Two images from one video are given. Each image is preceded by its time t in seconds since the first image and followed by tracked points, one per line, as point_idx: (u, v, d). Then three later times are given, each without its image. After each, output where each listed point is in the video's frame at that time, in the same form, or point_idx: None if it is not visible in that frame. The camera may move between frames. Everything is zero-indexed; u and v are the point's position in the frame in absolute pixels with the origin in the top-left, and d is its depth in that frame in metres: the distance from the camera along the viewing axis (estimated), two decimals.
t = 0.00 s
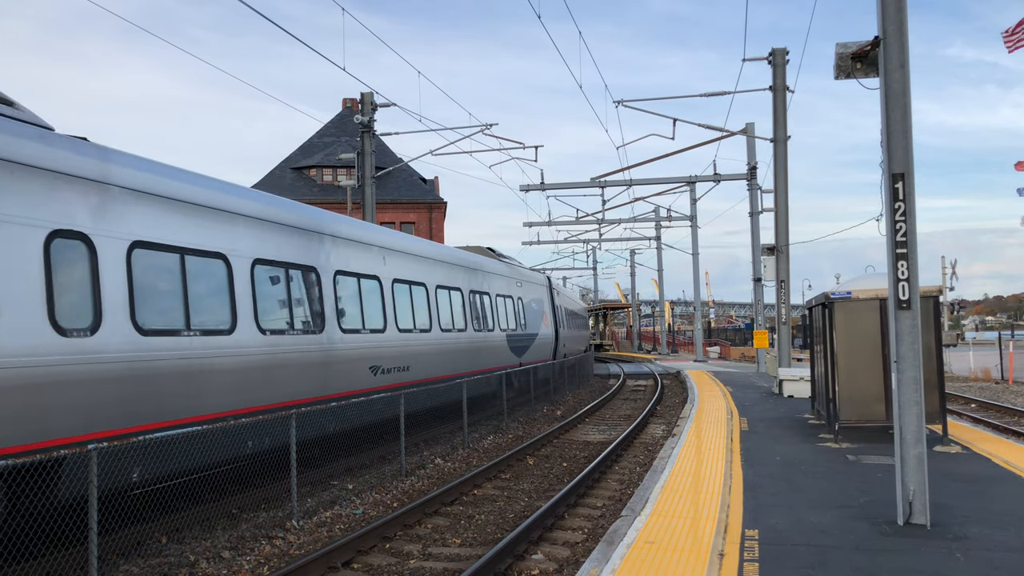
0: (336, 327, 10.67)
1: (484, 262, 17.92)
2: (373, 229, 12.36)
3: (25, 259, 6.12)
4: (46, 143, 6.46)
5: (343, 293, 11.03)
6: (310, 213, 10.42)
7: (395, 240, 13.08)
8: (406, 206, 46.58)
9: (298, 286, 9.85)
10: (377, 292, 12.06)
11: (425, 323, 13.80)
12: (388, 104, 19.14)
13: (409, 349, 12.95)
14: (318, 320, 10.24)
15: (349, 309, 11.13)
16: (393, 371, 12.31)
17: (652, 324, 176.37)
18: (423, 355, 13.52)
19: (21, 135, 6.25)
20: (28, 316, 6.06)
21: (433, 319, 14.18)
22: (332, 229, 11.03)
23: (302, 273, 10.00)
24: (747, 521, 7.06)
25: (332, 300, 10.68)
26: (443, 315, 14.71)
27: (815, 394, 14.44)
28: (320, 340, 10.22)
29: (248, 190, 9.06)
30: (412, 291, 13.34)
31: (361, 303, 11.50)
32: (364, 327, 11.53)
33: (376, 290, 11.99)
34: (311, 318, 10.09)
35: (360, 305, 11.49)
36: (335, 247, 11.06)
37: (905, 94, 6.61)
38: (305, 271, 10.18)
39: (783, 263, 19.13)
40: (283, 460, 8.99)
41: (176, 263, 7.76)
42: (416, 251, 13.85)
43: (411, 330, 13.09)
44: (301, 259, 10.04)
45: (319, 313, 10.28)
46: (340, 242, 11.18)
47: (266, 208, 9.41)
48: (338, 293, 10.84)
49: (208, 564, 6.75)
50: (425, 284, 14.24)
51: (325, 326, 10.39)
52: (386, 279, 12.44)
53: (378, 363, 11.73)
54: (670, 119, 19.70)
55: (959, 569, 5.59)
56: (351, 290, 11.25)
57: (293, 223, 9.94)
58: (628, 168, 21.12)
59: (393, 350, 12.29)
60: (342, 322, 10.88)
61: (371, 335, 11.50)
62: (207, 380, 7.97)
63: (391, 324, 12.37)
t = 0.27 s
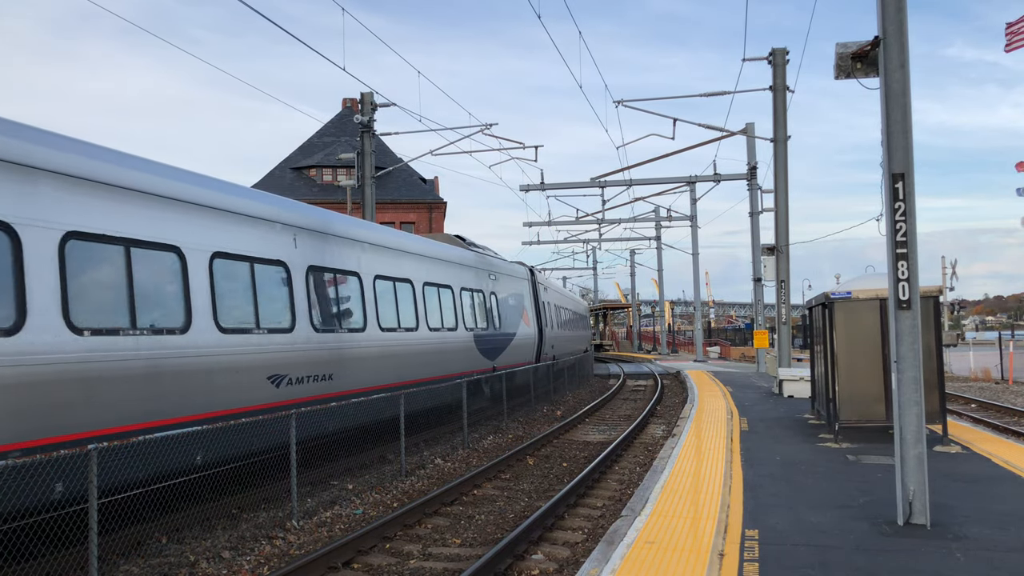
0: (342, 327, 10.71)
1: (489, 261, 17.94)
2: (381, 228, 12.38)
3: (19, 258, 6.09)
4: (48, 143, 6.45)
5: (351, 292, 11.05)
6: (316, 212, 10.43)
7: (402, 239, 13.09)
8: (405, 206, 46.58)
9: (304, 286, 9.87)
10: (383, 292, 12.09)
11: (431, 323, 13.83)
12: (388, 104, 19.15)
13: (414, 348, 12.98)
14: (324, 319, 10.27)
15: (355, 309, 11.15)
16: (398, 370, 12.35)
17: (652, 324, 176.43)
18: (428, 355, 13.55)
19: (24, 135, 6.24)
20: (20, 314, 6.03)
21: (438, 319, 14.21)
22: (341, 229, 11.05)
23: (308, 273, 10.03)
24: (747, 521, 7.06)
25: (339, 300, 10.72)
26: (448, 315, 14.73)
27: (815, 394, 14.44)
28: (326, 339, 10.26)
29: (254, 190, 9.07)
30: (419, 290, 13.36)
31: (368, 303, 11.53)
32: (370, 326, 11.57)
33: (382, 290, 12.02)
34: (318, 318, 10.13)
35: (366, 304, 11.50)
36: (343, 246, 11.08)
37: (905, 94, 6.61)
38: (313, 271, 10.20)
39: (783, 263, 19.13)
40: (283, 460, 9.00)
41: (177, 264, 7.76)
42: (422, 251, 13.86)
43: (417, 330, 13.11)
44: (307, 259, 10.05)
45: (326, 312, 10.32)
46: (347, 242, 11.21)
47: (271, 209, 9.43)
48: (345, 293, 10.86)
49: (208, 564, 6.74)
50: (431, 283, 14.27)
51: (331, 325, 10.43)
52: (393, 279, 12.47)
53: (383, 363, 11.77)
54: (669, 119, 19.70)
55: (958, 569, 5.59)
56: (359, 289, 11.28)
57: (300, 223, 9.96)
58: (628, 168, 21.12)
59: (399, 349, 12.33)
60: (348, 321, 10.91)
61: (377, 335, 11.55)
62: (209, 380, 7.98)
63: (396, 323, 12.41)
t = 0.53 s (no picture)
0: (345, 325, 10.75)
1: (490, 261, 17.98)
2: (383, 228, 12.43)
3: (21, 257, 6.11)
4: (49, 141, 6.44)
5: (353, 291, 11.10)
6: (317, 212, 10.44)
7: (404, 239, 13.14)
8: (405, 206, 46.58)
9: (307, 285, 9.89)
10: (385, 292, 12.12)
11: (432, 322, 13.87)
12: (388, 105, 19.16)
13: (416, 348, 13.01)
14: (326, 318, 10.28)
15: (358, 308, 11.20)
16: (400, 369, 12.37)
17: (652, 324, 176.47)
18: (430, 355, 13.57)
19: (24, 134, 6.23)
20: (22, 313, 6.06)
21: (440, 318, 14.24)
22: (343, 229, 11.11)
23: (310, 271, 10.05)
24: (747, 521, 7.06)
25: (341, 299, 10.76)
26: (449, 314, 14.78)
27: (815, 394, 14.44)
28: (329, 338, 10.29)
29: (256, 189, 9.06)
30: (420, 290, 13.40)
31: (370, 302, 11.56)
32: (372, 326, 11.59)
33: (385, 289, 12.06)
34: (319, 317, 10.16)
35: (369, 304, 11.53)
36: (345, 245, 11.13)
37: (905, 94, 6.61)
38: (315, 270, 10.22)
39: (783, 263, 19.13)
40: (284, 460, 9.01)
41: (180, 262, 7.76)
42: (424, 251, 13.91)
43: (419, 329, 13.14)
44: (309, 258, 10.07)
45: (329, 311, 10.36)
46: (349, 241, 11.24)
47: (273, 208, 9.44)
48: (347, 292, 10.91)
49: (208, 564, 6.74)
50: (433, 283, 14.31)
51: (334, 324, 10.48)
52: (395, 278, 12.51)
53: (385, 362, 11.78)
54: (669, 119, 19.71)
55: (958, 569, 5.59)
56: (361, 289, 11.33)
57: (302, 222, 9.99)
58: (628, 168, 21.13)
59: (401, 348, 12.36)
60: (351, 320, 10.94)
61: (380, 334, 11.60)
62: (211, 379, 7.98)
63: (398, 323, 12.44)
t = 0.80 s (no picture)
0: (349, 325, 10.78)
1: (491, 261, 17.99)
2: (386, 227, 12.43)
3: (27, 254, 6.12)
4: (50, 140, 6.43)
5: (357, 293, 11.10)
6: (318, 211, 10.39)
7: (405, 239, 13.13)
8: (406, 206, 46.59)
9: (310, 285, 9.92)
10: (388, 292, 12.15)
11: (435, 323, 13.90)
12: (388, 104, 19.15)
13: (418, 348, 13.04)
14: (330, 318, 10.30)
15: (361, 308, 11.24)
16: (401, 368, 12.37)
17: (652, 324, 176.44)
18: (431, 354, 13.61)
19: (27, 132, 6.24)
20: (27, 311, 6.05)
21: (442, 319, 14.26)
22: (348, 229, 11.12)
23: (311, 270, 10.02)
24: (747, 521, 7.06)
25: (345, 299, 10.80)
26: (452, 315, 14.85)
27: (815, 395, 14.44)
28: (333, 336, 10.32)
29: (259, 189, 9.04)
30: (422, 290, 13.43)
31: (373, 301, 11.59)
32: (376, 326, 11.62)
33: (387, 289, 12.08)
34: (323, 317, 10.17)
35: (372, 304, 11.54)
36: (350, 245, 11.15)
37: (905, 94, 6.61)
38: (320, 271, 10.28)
39: (783, 263, 19.13)
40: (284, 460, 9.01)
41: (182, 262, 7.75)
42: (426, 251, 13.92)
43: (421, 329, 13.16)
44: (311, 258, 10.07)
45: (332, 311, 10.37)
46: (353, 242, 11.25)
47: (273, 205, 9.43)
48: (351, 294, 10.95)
49: (208, 564, 6.74)
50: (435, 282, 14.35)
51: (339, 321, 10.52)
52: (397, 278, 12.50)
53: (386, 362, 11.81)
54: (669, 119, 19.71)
55: (959, 569, 5.59)
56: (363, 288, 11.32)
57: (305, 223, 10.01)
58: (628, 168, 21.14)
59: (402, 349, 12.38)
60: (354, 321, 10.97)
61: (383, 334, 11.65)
62: (213, 378, 7.99)
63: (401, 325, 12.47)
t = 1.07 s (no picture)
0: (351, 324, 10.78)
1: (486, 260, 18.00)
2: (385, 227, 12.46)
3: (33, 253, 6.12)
4: (51, 139, 6.43)
5: (358, 292, 11.14)
6: (317, 211, 10.39)
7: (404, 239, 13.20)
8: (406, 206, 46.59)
9: (312, 286, 9.95)
10: (389, 291, 12.20)
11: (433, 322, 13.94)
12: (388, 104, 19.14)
13: (418, 347, 13.09)
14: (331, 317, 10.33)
15: (362, 307, 11.27)
16: (402, 368, 12.41)
17: (651, 324, 176.46)
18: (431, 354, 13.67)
19: (29, 132, 6.24)
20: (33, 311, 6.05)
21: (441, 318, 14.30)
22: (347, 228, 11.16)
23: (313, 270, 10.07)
24: (747, 521, 7.06)
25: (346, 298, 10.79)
26: (449, 314, 14.89)
27: (815, 395, 14.44)
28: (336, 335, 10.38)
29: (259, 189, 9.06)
30: (420, 288, 13.46)
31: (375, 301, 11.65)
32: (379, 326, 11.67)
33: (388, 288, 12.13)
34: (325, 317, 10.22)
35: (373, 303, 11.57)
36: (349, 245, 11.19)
37: (905, 94, 6.61)
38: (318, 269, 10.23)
39: (783, 263, 19.13)
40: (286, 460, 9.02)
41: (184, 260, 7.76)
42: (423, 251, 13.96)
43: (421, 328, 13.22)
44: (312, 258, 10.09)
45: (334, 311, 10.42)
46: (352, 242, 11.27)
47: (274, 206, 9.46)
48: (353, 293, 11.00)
49: (208, 564, 6.75)
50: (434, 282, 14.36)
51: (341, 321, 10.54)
52: (398, 277, 12.55)
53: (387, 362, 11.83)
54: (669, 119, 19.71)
55: (959, 569, 5.59)
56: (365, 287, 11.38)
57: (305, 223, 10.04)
58: (628, 168, 21.14)
59: (404, 348, 12.43)
60: (358, 320, 11.02)
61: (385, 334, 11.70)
62: (214, 378, 7.99)
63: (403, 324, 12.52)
